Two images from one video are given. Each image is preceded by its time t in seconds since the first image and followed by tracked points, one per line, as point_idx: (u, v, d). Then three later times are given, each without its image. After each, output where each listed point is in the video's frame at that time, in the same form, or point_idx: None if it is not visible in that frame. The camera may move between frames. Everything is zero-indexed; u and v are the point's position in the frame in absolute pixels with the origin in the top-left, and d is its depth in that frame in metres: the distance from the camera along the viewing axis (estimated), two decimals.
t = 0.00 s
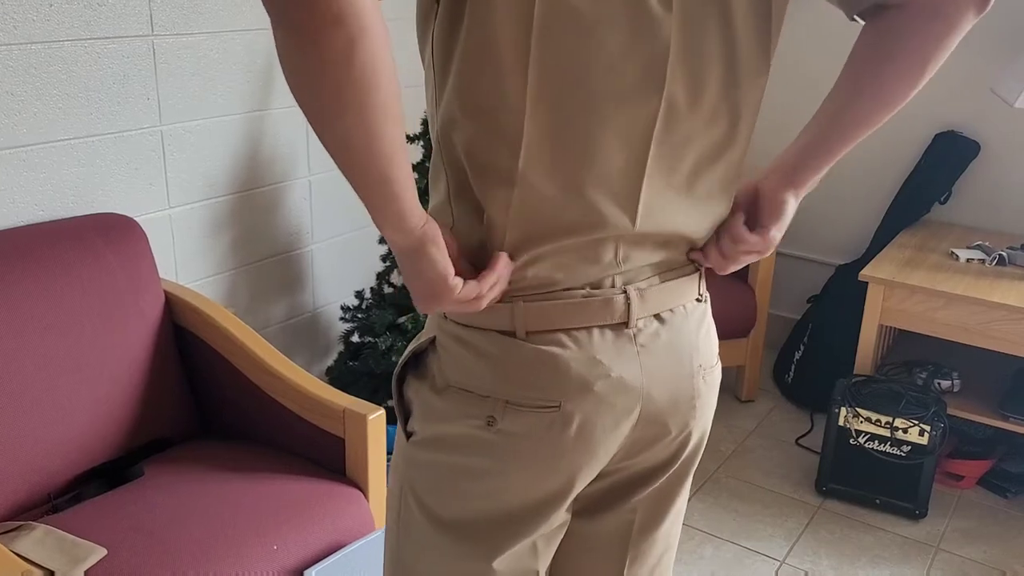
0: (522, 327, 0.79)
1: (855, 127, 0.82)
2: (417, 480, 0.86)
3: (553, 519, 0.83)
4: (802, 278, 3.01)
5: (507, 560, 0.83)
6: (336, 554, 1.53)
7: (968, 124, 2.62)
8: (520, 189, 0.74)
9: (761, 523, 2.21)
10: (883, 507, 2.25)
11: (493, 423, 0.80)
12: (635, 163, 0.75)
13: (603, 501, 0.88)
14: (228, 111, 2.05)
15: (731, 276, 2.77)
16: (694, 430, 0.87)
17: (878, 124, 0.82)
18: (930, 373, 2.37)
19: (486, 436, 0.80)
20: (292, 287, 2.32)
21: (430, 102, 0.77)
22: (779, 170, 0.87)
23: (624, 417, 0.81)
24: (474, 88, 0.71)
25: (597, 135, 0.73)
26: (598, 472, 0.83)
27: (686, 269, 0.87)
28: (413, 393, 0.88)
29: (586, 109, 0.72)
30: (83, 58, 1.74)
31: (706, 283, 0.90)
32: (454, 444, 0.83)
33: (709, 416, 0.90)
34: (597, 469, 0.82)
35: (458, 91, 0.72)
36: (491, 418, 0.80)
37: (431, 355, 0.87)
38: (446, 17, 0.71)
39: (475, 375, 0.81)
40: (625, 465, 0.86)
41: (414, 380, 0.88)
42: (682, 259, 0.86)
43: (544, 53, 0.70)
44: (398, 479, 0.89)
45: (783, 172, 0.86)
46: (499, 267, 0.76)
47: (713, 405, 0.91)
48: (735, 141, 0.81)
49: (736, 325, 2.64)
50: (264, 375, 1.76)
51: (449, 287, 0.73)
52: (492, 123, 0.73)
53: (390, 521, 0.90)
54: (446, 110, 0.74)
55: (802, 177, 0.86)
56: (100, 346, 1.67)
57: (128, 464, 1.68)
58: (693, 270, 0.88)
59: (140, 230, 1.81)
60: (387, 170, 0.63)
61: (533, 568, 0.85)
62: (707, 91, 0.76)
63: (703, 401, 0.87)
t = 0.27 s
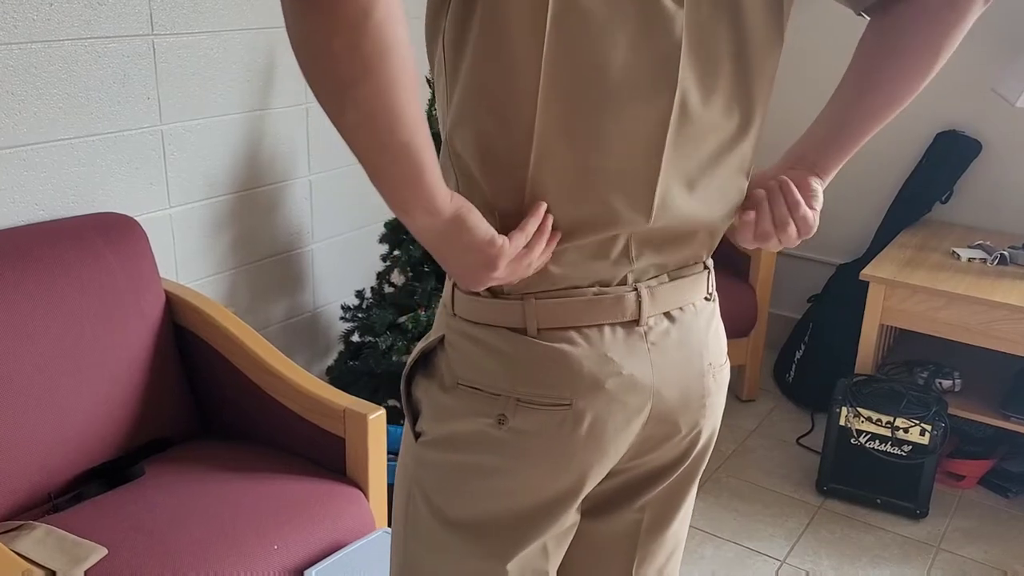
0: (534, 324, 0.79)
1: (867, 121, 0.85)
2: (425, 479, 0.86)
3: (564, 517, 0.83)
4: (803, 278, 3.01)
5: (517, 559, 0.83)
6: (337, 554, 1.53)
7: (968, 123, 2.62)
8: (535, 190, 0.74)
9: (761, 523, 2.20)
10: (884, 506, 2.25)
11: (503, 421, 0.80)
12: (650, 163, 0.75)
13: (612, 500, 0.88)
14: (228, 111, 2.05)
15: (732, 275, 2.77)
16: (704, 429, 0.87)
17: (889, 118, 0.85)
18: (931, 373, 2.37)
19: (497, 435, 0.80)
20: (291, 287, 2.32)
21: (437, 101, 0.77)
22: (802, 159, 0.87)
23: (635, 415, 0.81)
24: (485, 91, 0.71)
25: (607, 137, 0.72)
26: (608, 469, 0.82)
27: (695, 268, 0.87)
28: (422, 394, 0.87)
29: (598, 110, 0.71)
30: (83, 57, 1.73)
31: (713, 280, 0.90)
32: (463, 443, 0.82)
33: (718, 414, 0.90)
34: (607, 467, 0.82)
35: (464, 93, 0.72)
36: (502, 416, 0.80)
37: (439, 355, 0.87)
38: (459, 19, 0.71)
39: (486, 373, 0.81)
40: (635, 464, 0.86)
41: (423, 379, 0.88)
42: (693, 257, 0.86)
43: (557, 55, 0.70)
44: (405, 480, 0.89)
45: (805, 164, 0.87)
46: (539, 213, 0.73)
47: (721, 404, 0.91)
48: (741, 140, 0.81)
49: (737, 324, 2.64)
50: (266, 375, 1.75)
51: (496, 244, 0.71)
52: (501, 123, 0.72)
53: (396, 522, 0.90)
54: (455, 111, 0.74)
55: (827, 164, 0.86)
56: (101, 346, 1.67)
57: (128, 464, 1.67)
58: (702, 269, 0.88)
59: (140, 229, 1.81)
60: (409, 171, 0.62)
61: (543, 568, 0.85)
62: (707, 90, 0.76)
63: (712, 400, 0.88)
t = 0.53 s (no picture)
0: (540, 324, 0.79)
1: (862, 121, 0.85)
2: (429, 480, 0.86)
3: (570, 518, 0.83)
4: (803, 278, 3.01)
5: (523, 560, 0.83)
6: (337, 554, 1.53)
7: (968, 123, 2.62)
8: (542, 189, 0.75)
9: (762, 523, 2.20)
10: (884, 506, 2.25)
11: (508, 422, 0.80)
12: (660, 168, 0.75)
13: (615, 500, 0.88)
14: (229, 111, 2.05)
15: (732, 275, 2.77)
16: (708, 428, 0.87)
17: (885, 120, 0.85)
18: (932, 373, 2.37)
19: (502, 436, 0.80)
20: (292, 287, 2.32)
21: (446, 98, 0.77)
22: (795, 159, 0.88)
23: (640, 416, 0.81)
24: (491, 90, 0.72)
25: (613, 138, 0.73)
26: (613, 470, 0.82)
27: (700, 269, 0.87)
28: (427, 395, 0.87)
29: (604, 111, 0.72)
30: (83, 57, 1.73)
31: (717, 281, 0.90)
32: (468, 443, 0.82)
33: (722, 413, 0.90)
34: (612, 467, 0.82)
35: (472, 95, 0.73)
36: (507, 417, 0.80)
37: (444, 355, 0.87)
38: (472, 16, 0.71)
39: (491, 374, 0.81)
40: (640, 464, 0.86)
41: (427, 380, 0.88)
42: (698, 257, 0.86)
43: (565, 57, 0.71)
44: (410, 481, 0.88)
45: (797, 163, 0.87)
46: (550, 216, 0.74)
47: (724, 404, 0.91)
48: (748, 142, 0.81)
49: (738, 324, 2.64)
50: (267, 375, 1.75)
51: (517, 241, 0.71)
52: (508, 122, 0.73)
53: (400, 523, 0.90)
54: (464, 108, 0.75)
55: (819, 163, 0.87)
56: (101, 347, 1.66)
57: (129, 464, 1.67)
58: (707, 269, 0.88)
59: (140, 229, 1.80)
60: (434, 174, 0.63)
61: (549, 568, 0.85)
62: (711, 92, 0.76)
63: (716, 399, 0.88)
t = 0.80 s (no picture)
0: (543, 326, 0.79)
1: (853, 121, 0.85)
2: (432, 482, 0.86)
3: (573, 519, 0.83)
4: (802, 278, 3.02)
5: (526, 561, 0.83)
6: (339, 555, 1.53)
7: (968, 123, 2.62)
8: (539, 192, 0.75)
9: (762, 524, 2.21)
10: (884, 506, 2.26)
11: (512, 424, 0.80)
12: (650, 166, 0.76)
13: (617, 501, 0.88)
14: (230, 112, 2.05)
15: (732, 275, 2.78)
16: (710, 429, 0.88)
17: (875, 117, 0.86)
18: (931, 373, 2.37)
19: (506, 437, 0.80)
20: (293, 287, 2.32)
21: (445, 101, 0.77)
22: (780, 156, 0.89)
23: (643, 417, 0.81)
24: (492, 92, 0.72)
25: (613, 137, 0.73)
26: (616, 471, 0.83)
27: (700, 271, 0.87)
28: (428, 396, 0.87)
29: (606, 112, 0.72)
30: (84, 57, 1.73)
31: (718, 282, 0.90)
32: (471, 445, 0.82)
33: (723, 414, 0.90)
34: (615, 468, 0.82)
35: (470, 95, 0.73)
36: (510, 419, 0.80)
37: (447, 356, 0.86)
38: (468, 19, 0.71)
39: (494, 375, 0.81)
40: (642, 465, 0.86)
41: (430, 382, 0.88)
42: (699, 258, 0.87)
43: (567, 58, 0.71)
44: (412, 483, 0.88)
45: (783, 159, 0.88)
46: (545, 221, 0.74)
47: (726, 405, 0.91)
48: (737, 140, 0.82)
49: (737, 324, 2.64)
50: (268, 376, 1.75)
51: (503, 240, 0.70)
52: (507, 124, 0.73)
53: (403, 524, 0.90)
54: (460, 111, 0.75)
55: (807, 159, 0.88)
56: (101, 347, 1.66)
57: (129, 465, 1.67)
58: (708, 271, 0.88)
59: (141, 229, 1.81)
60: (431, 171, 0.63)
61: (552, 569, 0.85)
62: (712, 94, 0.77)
63: (718, 400, 0.88)
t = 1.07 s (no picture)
0: (543, 324, 0.79)
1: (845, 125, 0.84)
2: (433, 479, 0.86)
3: (573, 516, 0.83)
4: (804, 279, 3.02)
5: (526, 558, 0.83)
6: (341, 554, 1.53)
7: (969, 124, 2.62)
8: (538, 187, 0.76)
9: (763, 524, 2.21)
10: (886, 506, 2.26)
11: (512, 421, 0.80)
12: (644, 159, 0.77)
13: (617, 498, 0.88)
14: (231, 112, 2.05)
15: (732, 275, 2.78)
16: (709, 427, 0.88)
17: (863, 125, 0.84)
18: (933, 373, 2.37)
19: (506, 434, 0.80)
20: (294, 288, 2.33)
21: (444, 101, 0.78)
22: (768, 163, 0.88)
23: (642, 414, 0.81)
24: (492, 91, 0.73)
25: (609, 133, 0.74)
26: (616, 468, 0.83)
27: (699, 270, 0.87)
28: (428, 395, 0.87)
29: (601, 106, 0.74)
30: (86, 57, 1.74)
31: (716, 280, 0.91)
32: (472, 443, 0.82)
33: (723, 412, 0.90)
34: (615, 465, 0.82)
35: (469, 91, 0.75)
36: (511, 416, 0.80)
37: (448, 354, 0.87)
38: (464, 18, 0.72)
39: (495, 372, 0.81)
40: (641, 462, 0.86)
41: (431, 380, 0.88)
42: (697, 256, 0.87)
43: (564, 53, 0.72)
44: (413, 482, 0.89)
45: (772, 166, 0.87)
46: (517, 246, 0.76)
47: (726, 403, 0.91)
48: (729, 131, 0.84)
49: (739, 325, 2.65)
50: (270, 376, 1.76)
51: (464, 260, 0.74)
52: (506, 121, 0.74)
53: (405, 521, 0.90)
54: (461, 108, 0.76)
55: (796, 165, 0.86)
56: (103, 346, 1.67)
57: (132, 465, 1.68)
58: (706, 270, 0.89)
59: (142, 229, 1.81)
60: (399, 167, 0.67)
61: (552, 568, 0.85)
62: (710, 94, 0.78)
63: (717, 398, 0.88)
